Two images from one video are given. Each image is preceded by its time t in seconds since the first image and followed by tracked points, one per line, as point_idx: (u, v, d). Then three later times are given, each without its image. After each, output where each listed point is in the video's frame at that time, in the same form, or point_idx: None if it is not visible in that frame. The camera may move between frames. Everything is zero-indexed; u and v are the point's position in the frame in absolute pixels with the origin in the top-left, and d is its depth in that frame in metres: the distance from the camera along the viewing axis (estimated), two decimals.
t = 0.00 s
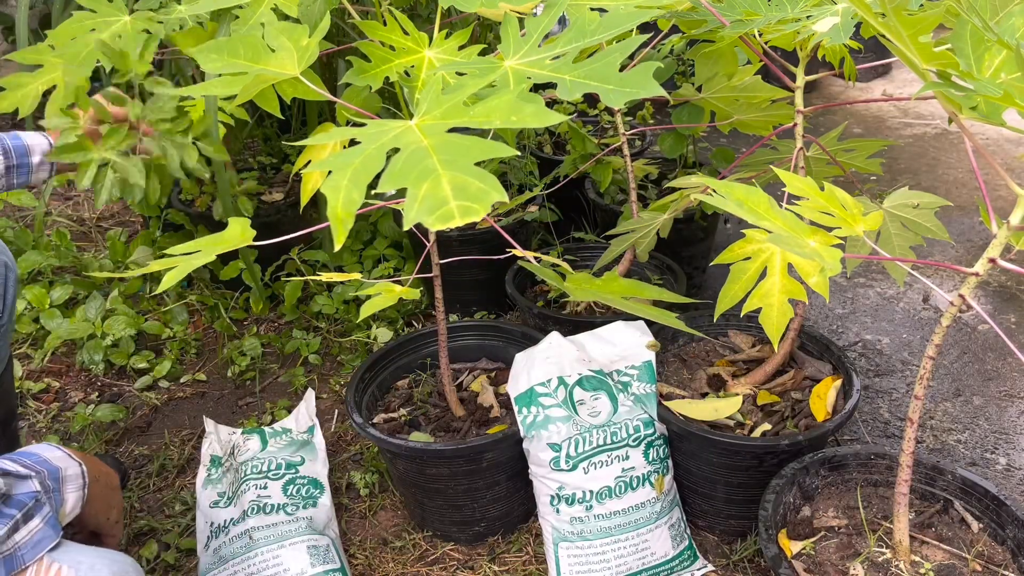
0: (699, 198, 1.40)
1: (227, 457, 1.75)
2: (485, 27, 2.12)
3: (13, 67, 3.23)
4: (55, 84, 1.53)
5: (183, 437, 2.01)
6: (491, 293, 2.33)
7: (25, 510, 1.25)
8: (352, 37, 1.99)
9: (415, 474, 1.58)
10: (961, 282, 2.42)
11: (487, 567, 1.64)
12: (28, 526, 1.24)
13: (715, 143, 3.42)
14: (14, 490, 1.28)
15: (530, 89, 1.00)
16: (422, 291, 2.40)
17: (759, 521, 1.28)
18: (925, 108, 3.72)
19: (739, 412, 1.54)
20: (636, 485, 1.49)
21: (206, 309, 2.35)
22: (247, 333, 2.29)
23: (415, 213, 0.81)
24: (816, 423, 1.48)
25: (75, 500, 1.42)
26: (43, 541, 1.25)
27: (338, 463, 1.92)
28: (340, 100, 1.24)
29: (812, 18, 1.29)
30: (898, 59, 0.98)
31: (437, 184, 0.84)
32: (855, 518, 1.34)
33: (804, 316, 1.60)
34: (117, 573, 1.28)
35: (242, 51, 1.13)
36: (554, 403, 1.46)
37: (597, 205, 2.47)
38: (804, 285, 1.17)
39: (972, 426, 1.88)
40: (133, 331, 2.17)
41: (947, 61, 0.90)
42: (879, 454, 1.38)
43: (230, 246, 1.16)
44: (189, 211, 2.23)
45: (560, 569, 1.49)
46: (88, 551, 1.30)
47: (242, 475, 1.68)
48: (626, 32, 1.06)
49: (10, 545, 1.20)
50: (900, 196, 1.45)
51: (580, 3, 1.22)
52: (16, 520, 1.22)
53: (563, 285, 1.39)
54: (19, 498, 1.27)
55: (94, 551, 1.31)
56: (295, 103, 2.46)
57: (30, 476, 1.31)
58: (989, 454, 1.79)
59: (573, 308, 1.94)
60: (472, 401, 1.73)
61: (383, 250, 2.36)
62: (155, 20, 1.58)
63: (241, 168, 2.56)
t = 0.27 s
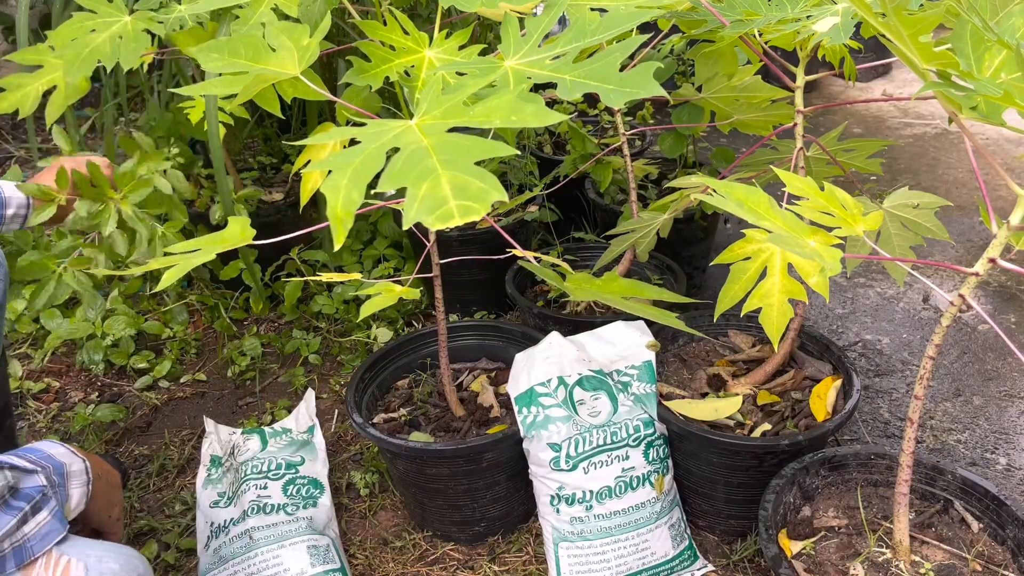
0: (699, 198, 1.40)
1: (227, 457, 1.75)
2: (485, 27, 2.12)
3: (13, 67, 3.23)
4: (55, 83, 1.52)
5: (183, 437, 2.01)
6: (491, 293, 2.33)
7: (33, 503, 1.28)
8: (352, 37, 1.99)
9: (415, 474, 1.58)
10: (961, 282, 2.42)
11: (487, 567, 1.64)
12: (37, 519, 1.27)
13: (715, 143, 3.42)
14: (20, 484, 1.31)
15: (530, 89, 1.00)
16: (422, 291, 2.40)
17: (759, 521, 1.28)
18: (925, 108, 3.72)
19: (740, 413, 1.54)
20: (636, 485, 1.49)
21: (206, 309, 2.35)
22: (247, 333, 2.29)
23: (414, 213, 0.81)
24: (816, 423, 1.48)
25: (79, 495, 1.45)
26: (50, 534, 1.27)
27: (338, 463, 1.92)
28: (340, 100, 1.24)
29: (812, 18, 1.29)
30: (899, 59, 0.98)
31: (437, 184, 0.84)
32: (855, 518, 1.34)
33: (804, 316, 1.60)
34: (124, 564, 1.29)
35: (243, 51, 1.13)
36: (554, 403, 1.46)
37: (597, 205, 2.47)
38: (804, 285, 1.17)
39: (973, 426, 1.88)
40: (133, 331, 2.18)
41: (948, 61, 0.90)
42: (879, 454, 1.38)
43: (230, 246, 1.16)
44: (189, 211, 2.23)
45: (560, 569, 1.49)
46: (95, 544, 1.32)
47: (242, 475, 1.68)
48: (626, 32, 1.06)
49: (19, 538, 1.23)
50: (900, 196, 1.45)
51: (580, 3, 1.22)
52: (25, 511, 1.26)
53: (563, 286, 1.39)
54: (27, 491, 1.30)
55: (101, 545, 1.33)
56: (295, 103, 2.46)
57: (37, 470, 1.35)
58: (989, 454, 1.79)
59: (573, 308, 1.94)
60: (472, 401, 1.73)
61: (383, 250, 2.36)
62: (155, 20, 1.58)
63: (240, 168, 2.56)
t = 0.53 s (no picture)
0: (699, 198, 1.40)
1: (227, 457, 1.76)
2: (485, 27, 2.12)
3: (12, 67, 3.23)
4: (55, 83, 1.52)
5: (183, 437, 2.01)
6: (491, 293, 2.33)
7: (41, 502, 1.30)
8: (353, 37, 1.99)
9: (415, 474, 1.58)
10: (961, 282, 2.42)
11: (487, 567, 1.64)
12: (44, 518, 1.29)
13: (715, 143, 3.42)
14: (29, 483, 1.32)
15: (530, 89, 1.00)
16: (422, 291, 2.40)
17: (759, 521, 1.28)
18: (925, 108, 3.72)
19: (739, 412, 1.54)
20: (636, 485, 1.49)
21: (206, 310, 2.35)
22: (247, 333, 2.29)
23: (413, 214, 0.81)
24: (816, 423, 1.48)
25: (86, 497, 1.47)
26: (57, 534, 1.30)
27: (338, 463, 1.92)
28: (340, 100, 1.24)
29: (812, 19, 1.29)
30: (898, 59, 0.98)
31: (436, 184, 0.84)
32: (855, 518, 1.34)
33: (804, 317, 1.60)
34: (131, 565, 1.33)
35: (242, 51, 1.13)
36: (554, 402, 1.46)
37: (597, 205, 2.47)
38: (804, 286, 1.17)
39: (972, 426, 1.88)
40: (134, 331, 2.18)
41: (947, 61, 0.90)
42: (879, 454, 1.38)
43: (230, 246, 1.15)
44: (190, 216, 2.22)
45: (560, 569, 1.49)
46: (102, 545, 1.36)
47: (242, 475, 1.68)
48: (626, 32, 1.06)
49: (26, 537, 1.25)
50: (900, 196, 1.45)
51: (580, 3, 1.22)
52: (32, 512, 1.27)
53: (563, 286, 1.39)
54: (34, 491, 1.31)
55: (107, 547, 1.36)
56: (295, 103, 2.46)
57: (43, 471, 1.36)
58: (989, 454, 1.79)
59: (573, 308, 1.94)
60: (472, 401, 1.73)
61: (383, 250, 2.36)
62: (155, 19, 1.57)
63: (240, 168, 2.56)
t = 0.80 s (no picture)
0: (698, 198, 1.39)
1: (227, 457, 1.79)
2: (485, 27, 2.12)
3: (12, 67, 3.22)
4: (55, 83, 1.53)
5: (183, 437, 2.01)
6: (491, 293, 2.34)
7: (41, 507, 1.35)
8: (352, 37, 1.99)
9: (415, 474, 1.59)
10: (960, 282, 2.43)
11: (487, 567, 1.64)
12: (44, 522, 1.35)
13: (715, 143, 3.42)
14: (29, 488, 1.37)
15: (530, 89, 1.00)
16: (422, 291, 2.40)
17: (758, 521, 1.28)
18: (925, 108, 3.72)
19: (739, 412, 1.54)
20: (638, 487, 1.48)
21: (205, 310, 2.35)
22: (247, 333, 2.29)
23: (416, 213, 0.81)
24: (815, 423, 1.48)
25: (87, 500, 1.51)
26: (57, 538, 1.35)
27: (338, 463, 1.92)
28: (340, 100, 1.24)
29: (812, 18, 1.29)
30: (899, 58, 0.98)
31: (438, 183, 0.85)
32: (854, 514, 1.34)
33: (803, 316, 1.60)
34: (130, 570, 1.39)
35: (242, 50, 1.12)
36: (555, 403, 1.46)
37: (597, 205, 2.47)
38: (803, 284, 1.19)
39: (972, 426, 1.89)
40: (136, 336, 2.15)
41: (948, 61, 0.90)
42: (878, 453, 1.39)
43: (229, 247, 1.15)
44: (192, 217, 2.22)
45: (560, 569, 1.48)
46: (101, 549, 1.41)
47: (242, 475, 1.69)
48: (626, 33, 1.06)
49: (26, 541, 1.31)
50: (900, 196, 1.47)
51: (580, 3, 1.22)
52: (32, 516, 1.33)
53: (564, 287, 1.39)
54: (34, 495, 1.37)
55: (106, 549, 1.42)
56: (295, 103, 2.46)
57: (44, 475, 1.41)
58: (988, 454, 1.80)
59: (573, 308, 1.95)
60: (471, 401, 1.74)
61: (383, 250, 2.37)
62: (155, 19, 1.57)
63: (240, 168, 2.56)
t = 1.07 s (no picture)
0: (697, 198, 1.39)
1: (227, 457, 1.79)
2: (485, 27, 2.12)
3: (12, 67, 3.22)
4: (55, 83, 1.53)
5: (183, 437, 2.02)
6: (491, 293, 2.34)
7: (43, 509, 1.35)
8: (353, 37, 2.00)
9: (415, 474, 1.59)
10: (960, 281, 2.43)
11: (487, 567, 1.64)
12: (46, 525, 1.35)
13: (715, 143, 3.42)
14: (31, 490, 1.37)
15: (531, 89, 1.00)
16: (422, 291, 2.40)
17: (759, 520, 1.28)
18: (925, 108, 3.72)
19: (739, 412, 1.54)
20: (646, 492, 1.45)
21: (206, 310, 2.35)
22: (248, 333, 2.29)
23: (416, 213, 0.81)
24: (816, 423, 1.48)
25: (89, 503, 1.50)
26: (59, 541, 1.36)
27: (338, 463, 1.92)
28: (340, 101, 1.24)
29: (812, 18, 1.29)
30: (899, 58, 0.98)
31: (438, 184, 0.85)
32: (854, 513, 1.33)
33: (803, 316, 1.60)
34: (133, 572, 1.40)
35: (242, 51, 1.12)
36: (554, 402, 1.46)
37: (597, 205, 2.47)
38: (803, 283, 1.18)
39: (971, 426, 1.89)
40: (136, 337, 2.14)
41: (948, 61, 0.90)
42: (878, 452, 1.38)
43: (229, 247, 1.15)
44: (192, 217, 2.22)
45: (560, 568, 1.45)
46: (102, 551, 1.41)
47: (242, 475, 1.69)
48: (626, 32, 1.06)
49: (28, 544, 1.31)
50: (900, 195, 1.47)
51: (580, 2, 1.22)
52: (33, 519, 1.33)
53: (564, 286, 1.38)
54: (36, 498, 1.37)
55: (109, 552, 1.42)
56: (295, 103, 2.46)
57: (46, 477, 1.41)
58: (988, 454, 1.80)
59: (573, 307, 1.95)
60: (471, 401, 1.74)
61: (383, 250, 2.37)
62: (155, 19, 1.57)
63: (240, 168, 2.56)
